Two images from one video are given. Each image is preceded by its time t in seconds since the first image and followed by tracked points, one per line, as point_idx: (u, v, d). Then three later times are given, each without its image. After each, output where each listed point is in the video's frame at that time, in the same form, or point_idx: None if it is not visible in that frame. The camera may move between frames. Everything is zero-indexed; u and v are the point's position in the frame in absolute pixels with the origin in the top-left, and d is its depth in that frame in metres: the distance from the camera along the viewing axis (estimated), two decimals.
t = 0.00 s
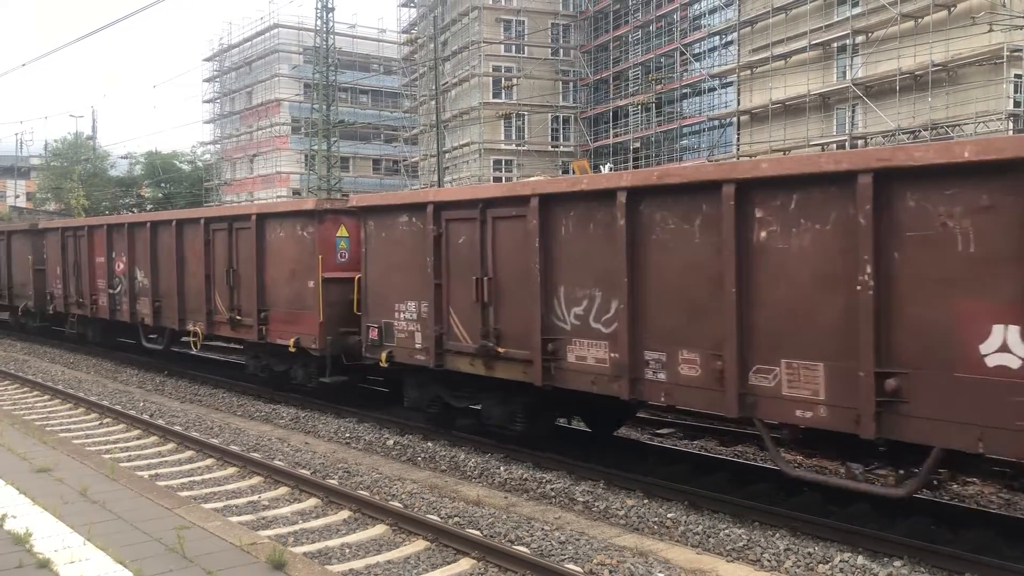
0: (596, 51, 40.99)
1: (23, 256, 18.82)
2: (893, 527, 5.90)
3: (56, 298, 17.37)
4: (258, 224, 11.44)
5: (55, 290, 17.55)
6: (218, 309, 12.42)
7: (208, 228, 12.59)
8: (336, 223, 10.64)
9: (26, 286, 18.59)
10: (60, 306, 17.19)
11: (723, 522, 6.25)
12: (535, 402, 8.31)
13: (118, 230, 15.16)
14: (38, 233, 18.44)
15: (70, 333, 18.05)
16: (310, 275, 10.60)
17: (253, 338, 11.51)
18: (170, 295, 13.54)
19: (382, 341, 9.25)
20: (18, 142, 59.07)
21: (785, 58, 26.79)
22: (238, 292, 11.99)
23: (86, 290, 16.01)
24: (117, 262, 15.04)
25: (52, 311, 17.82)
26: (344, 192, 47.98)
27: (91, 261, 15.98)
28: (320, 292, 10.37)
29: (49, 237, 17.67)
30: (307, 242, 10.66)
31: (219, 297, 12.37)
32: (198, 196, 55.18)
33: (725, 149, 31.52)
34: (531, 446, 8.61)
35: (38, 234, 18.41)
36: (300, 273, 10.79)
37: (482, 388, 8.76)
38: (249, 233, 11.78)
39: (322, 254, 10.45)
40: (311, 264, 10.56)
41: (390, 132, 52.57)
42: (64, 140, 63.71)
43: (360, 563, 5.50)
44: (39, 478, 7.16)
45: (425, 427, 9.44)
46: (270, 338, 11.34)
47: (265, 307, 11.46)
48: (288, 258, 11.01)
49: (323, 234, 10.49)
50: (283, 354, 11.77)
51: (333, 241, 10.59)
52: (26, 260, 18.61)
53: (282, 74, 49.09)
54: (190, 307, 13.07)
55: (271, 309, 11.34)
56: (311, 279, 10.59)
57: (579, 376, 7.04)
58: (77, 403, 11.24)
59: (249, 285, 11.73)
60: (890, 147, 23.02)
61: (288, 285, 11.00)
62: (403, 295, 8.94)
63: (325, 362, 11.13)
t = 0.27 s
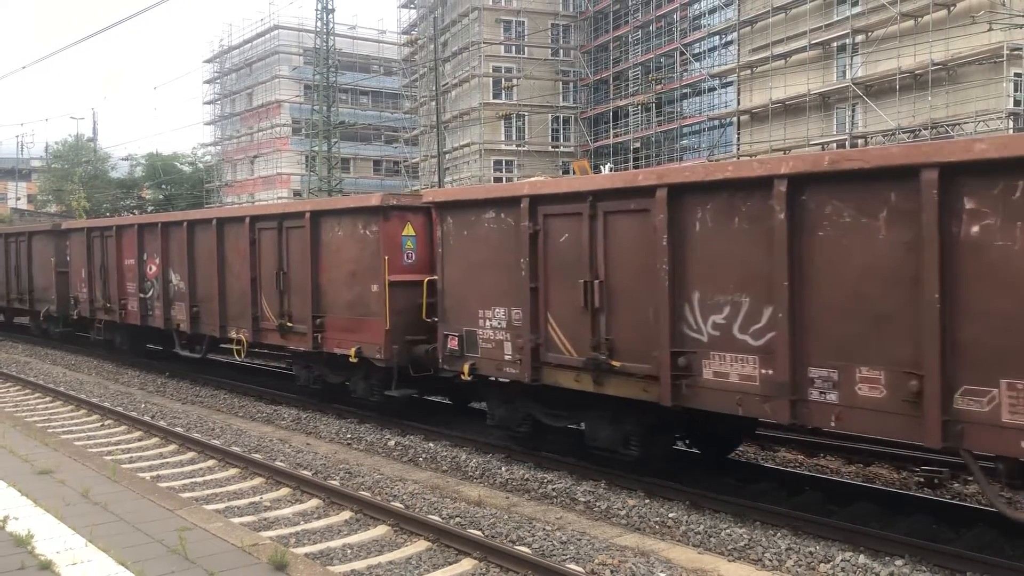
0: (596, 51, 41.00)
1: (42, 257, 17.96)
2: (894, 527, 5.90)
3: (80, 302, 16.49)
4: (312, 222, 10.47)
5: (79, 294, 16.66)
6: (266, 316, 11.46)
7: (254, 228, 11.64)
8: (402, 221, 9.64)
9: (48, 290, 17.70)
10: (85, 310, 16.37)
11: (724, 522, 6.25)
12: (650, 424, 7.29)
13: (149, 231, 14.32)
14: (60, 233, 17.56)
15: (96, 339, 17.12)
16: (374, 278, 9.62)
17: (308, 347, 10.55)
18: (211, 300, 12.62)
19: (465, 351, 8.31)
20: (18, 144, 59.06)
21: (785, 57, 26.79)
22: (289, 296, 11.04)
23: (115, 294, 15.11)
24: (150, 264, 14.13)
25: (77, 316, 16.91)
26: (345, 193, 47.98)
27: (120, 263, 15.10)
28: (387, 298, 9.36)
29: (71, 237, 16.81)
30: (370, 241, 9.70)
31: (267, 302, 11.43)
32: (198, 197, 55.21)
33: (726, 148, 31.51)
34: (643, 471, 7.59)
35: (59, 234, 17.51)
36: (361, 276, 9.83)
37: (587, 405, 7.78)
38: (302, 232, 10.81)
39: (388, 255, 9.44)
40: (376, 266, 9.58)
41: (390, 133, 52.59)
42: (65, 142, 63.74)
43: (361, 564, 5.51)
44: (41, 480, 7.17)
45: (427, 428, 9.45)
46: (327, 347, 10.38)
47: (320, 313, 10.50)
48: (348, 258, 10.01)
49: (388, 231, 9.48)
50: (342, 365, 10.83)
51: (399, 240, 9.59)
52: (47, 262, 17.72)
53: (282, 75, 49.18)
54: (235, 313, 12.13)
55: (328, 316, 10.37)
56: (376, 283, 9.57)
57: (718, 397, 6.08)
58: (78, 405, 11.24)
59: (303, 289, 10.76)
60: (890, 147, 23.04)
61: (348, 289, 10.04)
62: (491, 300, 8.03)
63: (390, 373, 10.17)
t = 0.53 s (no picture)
0: (595, 51, 41.00)
1: (60, 259, 17.39)
2: (893, 527, 5.91)
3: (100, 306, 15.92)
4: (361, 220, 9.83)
5: (99, 297, 16.12)
6: (310, 321, 10.80)
7: (296, 227, 10.97)
8: (463, 219, 9.00)
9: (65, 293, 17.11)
10: (104, 314, 15.83)
11: (724, 522, 6.25)
12: (781, 443, 6.38)
13: (177, 230, 13.77)
14: (79, 234, 17.00)
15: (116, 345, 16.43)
16: (433, 280, 8.99)
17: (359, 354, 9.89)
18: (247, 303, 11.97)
19: (541, 360, 7.61)
20: (18, 146, 59.05)
21: (785, 57, 26.78)
22: (335, 300, 10.39)
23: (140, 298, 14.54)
24: (179, 265, 13.55)
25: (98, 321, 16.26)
26: (344, 194, 47.96)
27: (145, 264, 14.55)
28: (448, 301, 8.77)
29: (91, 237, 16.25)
30: (428, 241, 9.07)
31: (311, 306, 10.76)
32: (199, 198, 55.18)
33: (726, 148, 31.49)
34: (767, 498, 6.62)
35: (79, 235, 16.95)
36: (420, 278, 9.19)
37: (696, 422, 6.84)
38: (350, 232, 10.13)
39: (447, 254, 8.83)
40: (434, 266, 8.97)
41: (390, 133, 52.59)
42: (65, 143, 63.76)
43: (361, 565, 5.50)
44: (41, 481, 7.16)
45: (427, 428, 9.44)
46: (382, 354, 9.70)
47: (372, 318, 9.86)
48: (403, 258, 9.40)
49: (447, 230, 8.85)
50: (394, 373, 10.13)
51: (460, 239, 8.96)
52: (66, 265, 17.14)
53: (281, 76, 49.25)
54: (274, 318, 11.46)
55: (383, 320, 9.71)
56: (435, 284, 8.98)
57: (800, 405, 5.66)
58: (78, 406, 11.25)
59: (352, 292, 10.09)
60: (889, 146, 23.05)
61: (404, 291, 9.39)
62: (571, 305, 7.34)
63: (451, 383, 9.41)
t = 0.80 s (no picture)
0: (594, 52, 41.02)
1: (80, 260, 16.66)
2: (893, 528, 5.91)
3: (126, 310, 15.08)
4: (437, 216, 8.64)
5: (126, 300, 15.18)
6: (373, 328, 9.64)
7: (358, 224, 9.80)
8: (560, 214, 7.77)
9: (89, 295, 16.29)
10: (130, 318, 14.97)
11: (724, 522, 6.24)
12: (987, 480, 5.23)
13: (215, 228, 12.66)
14: (103, 233, 16.24)
15: (144, 351, 15.52)
16: (526, 284, 7.79)
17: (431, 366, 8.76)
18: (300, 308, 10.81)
19: (667, 376, 6.50)
20: (17, 146, 59.06)
21: (785, 57, 26.77)
22: (403, 305, 9.22)
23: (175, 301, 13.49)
24: (221, 266, 12.41)
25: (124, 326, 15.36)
26: (344, 195, 47.98)
27: (180, 265, 13.48)
28: (545, 309, 7.57)
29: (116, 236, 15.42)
30: (519, 239, 7.86)
31: (374, 312, 9.61)
32: (198, 198, 55.18)
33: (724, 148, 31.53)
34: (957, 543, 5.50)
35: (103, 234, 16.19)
36: (508, 282, 8.00)
37: (873, 452, 5.66)
38: (423, 229, 8.95)
39: (543, 254, 7.63)
40: (527, 269, 7.79)
41: (389, 134, 52.61)
42: (64, 144, 63.77)
43: (360, 566, 5.49)
44: (40, 482, 7.15)
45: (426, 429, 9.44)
46: (460, 365, 8.55)
47: (448, 325, 8.70)
48: (489, 259, 8.19)
49: (542, 226, 7.65)
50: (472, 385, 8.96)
51: (556, 237, 7.73)
52: (88, 266, 16.33)
53: (280, 76, 49.24)
54: (330, 324, 10.31)
55: (461, 328, 8.55)
56: (527, 289, 7.78)
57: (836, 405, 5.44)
58: (77, 407, 11.24)
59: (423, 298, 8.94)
60: (889, 147, 23.07)
61: (487, 295, 8.22)
62: (702, 312, 6.23)
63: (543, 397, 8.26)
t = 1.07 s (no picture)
0: (593, 53, 41.04)
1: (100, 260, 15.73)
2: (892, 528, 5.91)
3: (151, 315, 14.07)
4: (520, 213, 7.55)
5: (150, 303, 14.15)
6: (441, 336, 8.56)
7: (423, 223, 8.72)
8: (669, 207, 6.69)
9: (111, 297, 15.34)
10: (156, 323, 13.95)
11: (723, 522, 6.24)
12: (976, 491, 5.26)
13: (255, 228, 11.58)
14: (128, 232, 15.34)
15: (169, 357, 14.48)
16: (633, 287, 6.72)
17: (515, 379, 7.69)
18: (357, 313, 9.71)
19: (817, 397, 5.40)
20: (16, 146, 59.05)
21: (784, 58, 26.75)
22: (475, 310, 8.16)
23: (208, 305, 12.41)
24: (264, 268, 11.31)
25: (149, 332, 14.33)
26: (343, 195, 47.96)
27: (216, 266, 12.41)
28: (657, 316, 6.53)
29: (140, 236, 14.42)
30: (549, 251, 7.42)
31: (442, 318, 8.54)
32: (198, 199, 55.11)
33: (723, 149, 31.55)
34: None
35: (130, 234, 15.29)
36: (609, 285, 6.92)
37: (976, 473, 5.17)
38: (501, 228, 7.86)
39: (653, 255, 6.55)
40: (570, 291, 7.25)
41: (389, 134, 52.64)
42: (63, 144, 63.71)
43: (360, 566, 5.49)
44: (39, 482, 7.15)
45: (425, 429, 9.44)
46: (548, 379, 7.47)
47: (532, 333, 7.62)
48: (582, 254, 7.15)
49: (650, 221, 6.54)
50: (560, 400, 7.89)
51: (666, 234, 6.66)
52: (110, 267, 15.39)
53: (280, 77, 49.23)
54: (392, 330, 9.26)
55: (549, 337, 7.47)
56: (632, 292, 6.73)
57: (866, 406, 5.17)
58: (76, 407, 11.24)
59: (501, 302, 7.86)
60: (888, 147, 23.12)
61: (581, 300, 7.15)
62: (852, 321, 5.21)
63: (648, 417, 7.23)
